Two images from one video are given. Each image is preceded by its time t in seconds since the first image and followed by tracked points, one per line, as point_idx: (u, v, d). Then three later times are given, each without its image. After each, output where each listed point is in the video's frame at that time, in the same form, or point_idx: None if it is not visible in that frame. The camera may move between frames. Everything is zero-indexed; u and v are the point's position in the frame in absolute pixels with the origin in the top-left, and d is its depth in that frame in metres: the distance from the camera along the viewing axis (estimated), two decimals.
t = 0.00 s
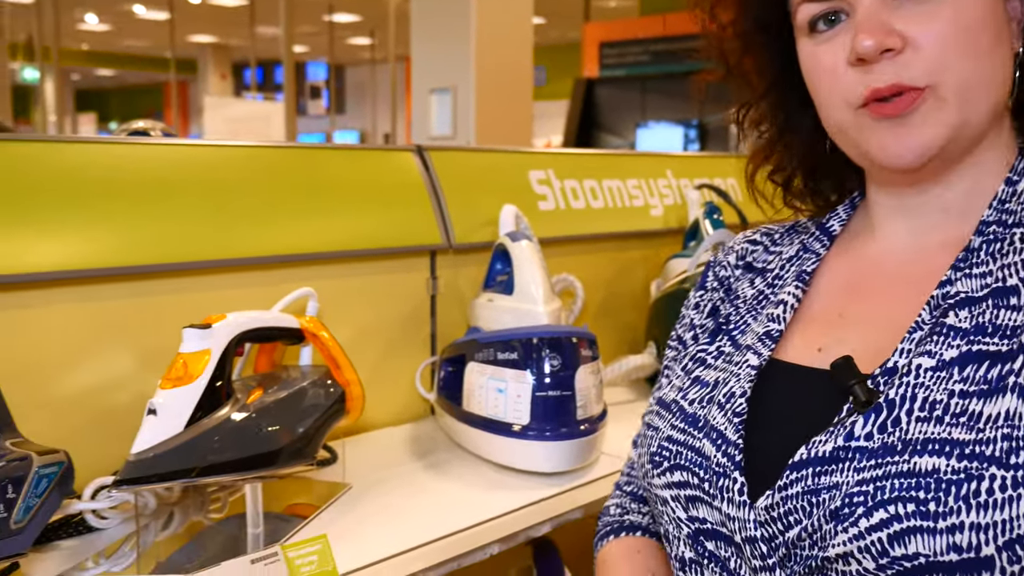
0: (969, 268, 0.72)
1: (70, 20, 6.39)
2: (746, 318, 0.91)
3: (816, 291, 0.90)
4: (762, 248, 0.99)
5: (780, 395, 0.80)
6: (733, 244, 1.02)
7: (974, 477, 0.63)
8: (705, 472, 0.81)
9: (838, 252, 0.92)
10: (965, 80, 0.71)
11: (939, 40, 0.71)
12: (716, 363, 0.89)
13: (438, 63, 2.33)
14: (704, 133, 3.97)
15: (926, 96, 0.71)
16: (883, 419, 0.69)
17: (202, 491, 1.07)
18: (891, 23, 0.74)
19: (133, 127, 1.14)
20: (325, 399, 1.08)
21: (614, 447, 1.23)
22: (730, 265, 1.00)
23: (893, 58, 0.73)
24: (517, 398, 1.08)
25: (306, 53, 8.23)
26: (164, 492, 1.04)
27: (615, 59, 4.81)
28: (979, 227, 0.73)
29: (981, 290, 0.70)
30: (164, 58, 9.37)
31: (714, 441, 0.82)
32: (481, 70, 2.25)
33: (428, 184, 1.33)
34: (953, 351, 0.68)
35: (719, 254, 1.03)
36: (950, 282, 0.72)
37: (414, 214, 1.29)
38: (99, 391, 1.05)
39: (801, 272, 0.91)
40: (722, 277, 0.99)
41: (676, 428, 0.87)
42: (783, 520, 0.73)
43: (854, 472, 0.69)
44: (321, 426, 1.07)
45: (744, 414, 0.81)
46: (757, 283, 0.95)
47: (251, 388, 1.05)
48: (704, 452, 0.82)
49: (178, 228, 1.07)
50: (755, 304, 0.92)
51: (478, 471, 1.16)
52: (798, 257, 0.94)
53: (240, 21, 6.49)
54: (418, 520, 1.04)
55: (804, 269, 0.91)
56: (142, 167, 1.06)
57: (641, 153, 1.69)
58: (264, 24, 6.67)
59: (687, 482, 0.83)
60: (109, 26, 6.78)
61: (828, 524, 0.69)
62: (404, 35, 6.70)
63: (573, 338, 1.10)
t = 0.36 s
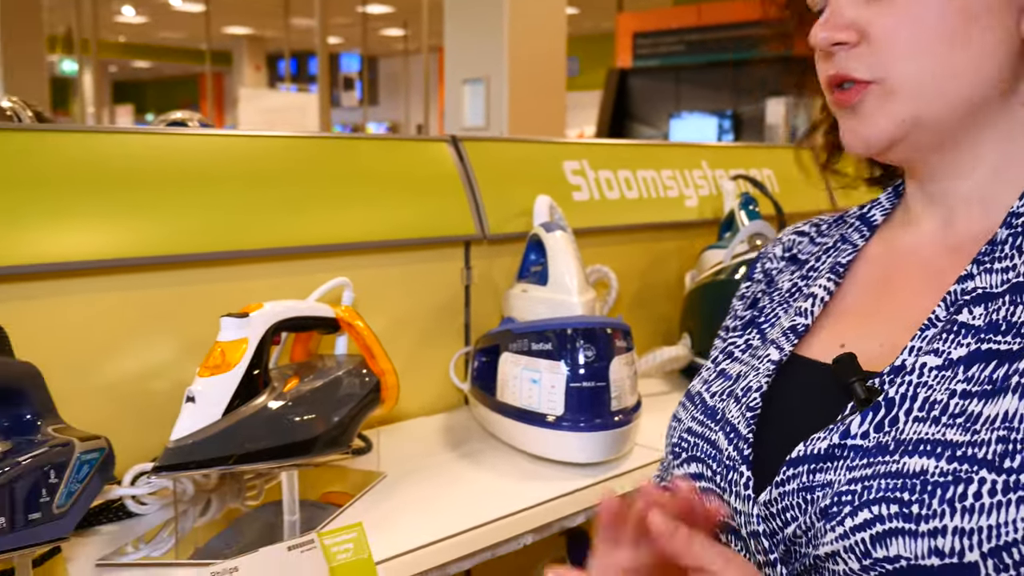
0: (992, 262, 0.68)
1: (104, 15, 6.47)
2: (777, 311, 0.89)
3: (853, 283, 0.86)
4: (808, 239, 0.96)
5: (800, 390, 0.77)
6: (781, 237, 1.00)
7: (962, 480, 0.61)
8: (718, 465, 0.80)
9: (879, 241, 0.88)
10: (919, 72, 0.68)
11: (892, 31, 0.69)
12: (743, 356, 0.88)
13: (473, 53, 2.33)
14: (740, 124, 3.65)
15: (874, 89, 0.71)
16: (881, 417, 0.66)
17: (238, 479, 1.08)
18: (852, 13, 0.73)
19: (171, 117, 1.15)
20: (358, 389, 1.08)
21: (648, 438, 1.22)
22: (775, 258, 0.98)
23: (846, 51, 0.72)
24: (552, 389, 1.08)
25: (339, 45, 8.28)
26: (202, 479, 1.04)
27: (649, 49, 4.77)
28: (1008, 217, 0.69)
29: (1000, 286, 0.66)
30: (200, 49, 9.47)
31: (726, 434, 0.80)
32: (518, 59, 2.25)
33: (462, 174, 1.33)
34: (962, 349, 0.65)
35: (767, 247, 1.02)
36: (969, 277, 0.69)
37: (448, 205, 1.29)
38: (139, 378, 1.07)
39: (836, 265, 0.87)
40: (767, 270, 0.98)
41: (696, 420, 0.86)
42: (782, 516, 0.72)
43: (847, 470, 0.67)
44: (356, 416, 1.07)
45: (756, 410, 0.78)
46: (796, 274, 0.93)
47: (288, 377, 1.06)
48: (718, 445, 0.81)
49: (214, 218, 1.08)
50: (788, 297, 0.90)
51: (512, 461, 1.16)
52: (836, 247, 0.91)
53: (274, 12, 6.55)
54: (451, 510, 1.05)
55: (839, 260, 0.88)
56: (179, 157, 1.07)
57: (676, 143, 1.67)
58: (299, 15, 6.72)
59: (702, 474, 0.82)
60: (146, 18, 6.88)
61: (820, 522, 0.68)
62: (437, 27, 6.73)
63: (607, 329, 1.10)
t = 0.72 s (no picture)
0: (1011, 260, 0.62)
1: (136, 8, 6.55)
2: (816, 297, 0.87)
3: (889, 275, 0.82)
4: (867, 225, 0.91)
5: (818, 377, 0.76)
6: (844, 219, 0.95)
7: (935, 483, 0.59)
8: (729, 446, 0.79)
9: (925, 230, 0.82)
10: (918, 66, 0.67)
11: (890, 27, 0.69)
12: (775, 341, 0.87)
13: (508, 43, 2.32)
14: (772, 114, 3.73)
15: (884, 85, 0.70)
16: (870, 412, 0.65)
17: (272, 467, 1.09)
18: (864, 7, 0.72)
19: (206, 108, 1.16)
20: (393, 377, 1.09)
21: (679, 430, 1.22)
22: (834, 244, 0.93)
23: (859, 49, 0.73)
24: (584, 379, 1.08)
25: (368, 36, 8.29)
26: (237, 466, 1.06)
27: (680, 40, 4.74)
28: None
29: (1015, 286, 0.62)
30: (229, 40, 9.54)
31: (742, 416, 0.79)
32: (553, 47, 2.25)
33: (495, 165, 1.33)
34: (962, 350, 0.62)
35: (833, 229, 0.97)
36: (984, 275, 0.64)
37: (479, 196, 1.29)
38: (174, 366, 1.08)
39: (878, 251, 0.84)
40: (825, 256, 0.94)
41: (722, 401, 0.86)
42: (774, 502, 0.71)
43: (832, 462, 0.65)
44: (388, 404, 1.08)
45: (771, 395, 0.77)
46: (843, 259, 0.89)
47: (321, 366, 1.06)
48: (734, 426, 0.80)
49: (245, 208, 1.08)
50: (830, 283, 0.88)
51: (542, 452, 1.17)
52: (883, 233, 0.86)
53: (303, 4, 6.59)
54: (479, 503, 1.06)
55: (881, 248, 0.84)
56: (211, 147, 1.07)
57: (709, 133, 1.66)
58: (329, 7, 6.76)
59: (720, 454, 0.81)
60: (177, 10, 6.95)
61: (803, 512, 0.67)
62: (466, 19, 6.75)
63: (640, 320, 1.10)
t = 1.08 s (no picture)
0: None
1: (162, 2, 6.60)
2: (865, 287, 0.87)
3: (944, 268, 0.81)
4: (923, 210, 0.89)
5: (861, 370, 0.75)
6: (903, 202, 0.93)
7: (968, 496, 0.59)
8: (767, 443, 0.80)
9: (983, 222, 0.80)
10: (966, 56, 0.63)
11: (939, 14, 0.65)
12: (821, 332, 0.86)
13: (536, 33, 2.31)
14: (803, 105, 3.86)
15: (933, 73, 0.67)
16: (908, 418, 0.64)
17: (302, 456, 1.09)
18: None
19: (237, 99, 1.16)
20: (425, 367, 1.09)
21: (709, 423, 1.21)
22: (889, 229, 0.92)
23: (909, 35, 0.69)
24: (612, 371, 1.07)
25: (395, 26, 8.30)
26: (267, 454, 1.06)
27: (710, 29, 4.71)
28: None
29: None
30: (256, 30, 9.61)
31: (782, 411, 0.79)
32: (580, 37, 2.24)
33: (524, 156, 1.32)
34: (1005, 358, 0.60)
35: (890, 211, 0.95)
36: None
37: (508, 187, 1.29)
38: (206, 355, 1.09)
39: (932, 242, 0.82)
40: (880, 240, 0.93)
41: (763, 392, 0.86)
42: (808, 500, 0.72)
43: (867, 466, 0.66)
44: (418, 395, 1.08)
45: (812, 389, 0.76)
46: (896, 246, 0.88)
47: (351, 356, 1.06)
48: (773, 418, 0.80)
49: (277, 199, 1.09)
50: (880, 273, 0.86)
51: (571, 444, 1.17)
52: (938, 223, 0.84)
53: None
54: (506, 494, 1.06)
55: (937, 238, 0.82)
56: (243, 138, 1.08)
57: (739, 124, 1.65)
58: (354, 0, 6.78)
59: (758, 445, 0.82)
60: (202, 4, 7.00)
61: (836, 515, 0.68)
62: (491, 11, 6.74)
63: (670, 312, 1.09)
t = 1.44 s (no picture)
0: None
1: None
2: (890, 287, 0.87)
3: (972, 265, 0.81)
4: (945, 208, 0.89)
5: (893, 369, 0.75)
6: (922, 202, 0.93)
7: (1016, 493, 0.58)
8: (791, 447, 0.81)
9: (1010, 219, 0.81)
10: None
11: None
12: (846, 332, 0.87)
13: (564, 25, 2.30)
14: (833, 97, 3.64)
15: None
16: (949, 415, 0.64)
17: (331, 447, 1.11)
18: None
19: (267, 91, 1.17)
20: (453, 360, 1.09)
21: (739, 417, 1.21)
22: (911, 227, 0.93)
23: None
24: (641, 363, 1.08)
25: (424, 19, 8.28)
26: (297, 445, 1.08)
27: (738, 22, 4.66)
28: None
29: None
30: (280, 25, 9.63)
31: (807, 415, 0.80)
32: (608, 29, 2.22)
33: (553, 147, 1.32)
34: None
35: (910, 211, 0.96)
36: None
37: (537, 179, 1.29)
38: (237, 345, 1.10)
39: (958, 239, 0.83)
40: (902, 241, 0.93)
41: (789, 394, 0.86)
42: (844, 502, 0.72)
43: (908, 465, 0.66)
44: (446, 386, 1.08)
45: (840, 390, 0.77)
46: (919, 245, 0.88)
47: (381, 347, 1.07)
48: (801, 421, 0.80)
49: (307, 190, 1.09)
50: (905, 273, 0.87)
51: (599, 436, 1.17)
52: (963, 220, 0.85)
53: None
54: (535, 485, 1.06)
55: (962, 236, 0.82)
56: (273, 129, 1.09)
57: (769, 116, 1.64)
58: None
59: (785, 449, 0.82)
60: None
61: (876, 516, 0.68)
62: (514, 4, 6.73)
63: (700, 305, 1.09)
